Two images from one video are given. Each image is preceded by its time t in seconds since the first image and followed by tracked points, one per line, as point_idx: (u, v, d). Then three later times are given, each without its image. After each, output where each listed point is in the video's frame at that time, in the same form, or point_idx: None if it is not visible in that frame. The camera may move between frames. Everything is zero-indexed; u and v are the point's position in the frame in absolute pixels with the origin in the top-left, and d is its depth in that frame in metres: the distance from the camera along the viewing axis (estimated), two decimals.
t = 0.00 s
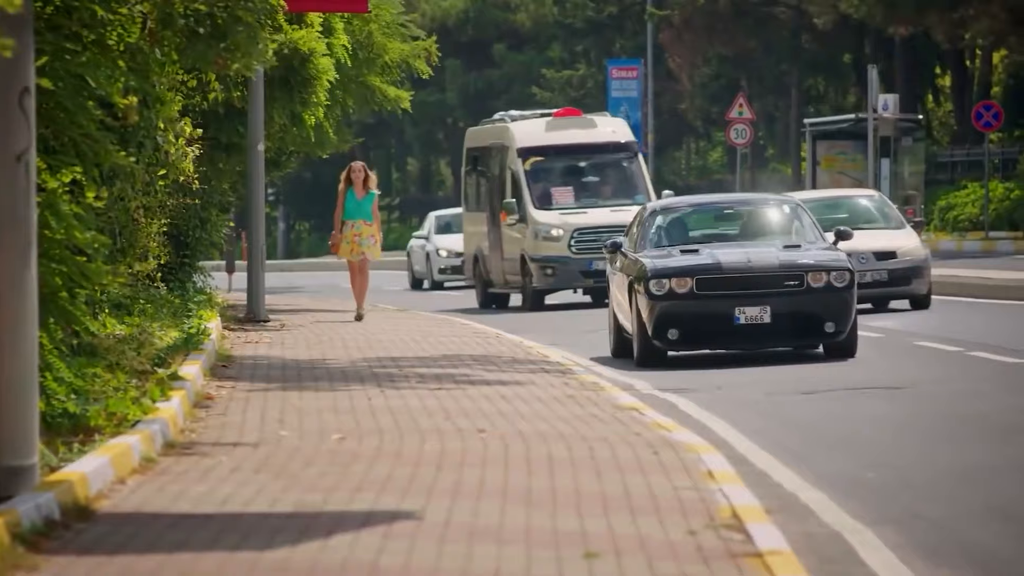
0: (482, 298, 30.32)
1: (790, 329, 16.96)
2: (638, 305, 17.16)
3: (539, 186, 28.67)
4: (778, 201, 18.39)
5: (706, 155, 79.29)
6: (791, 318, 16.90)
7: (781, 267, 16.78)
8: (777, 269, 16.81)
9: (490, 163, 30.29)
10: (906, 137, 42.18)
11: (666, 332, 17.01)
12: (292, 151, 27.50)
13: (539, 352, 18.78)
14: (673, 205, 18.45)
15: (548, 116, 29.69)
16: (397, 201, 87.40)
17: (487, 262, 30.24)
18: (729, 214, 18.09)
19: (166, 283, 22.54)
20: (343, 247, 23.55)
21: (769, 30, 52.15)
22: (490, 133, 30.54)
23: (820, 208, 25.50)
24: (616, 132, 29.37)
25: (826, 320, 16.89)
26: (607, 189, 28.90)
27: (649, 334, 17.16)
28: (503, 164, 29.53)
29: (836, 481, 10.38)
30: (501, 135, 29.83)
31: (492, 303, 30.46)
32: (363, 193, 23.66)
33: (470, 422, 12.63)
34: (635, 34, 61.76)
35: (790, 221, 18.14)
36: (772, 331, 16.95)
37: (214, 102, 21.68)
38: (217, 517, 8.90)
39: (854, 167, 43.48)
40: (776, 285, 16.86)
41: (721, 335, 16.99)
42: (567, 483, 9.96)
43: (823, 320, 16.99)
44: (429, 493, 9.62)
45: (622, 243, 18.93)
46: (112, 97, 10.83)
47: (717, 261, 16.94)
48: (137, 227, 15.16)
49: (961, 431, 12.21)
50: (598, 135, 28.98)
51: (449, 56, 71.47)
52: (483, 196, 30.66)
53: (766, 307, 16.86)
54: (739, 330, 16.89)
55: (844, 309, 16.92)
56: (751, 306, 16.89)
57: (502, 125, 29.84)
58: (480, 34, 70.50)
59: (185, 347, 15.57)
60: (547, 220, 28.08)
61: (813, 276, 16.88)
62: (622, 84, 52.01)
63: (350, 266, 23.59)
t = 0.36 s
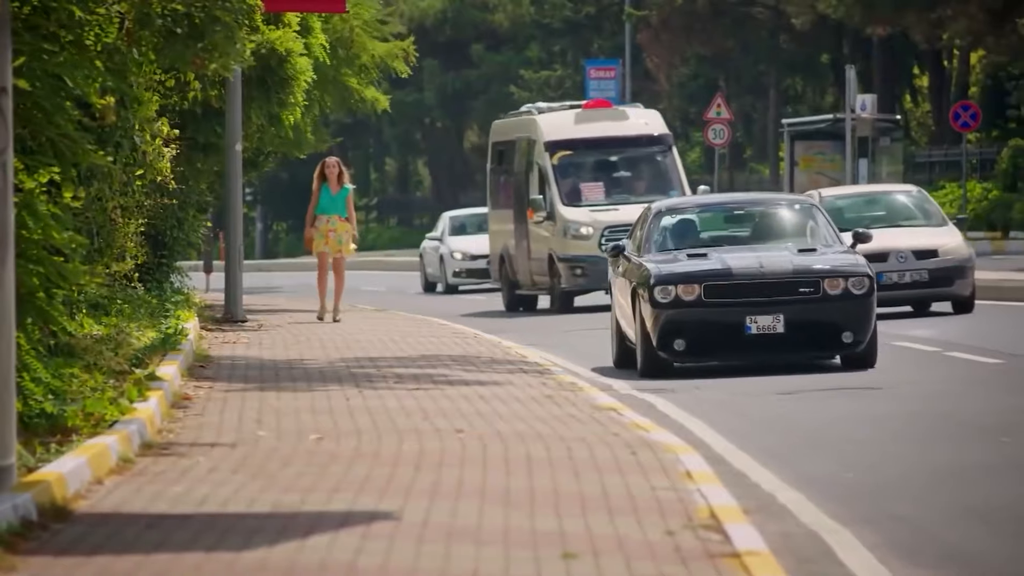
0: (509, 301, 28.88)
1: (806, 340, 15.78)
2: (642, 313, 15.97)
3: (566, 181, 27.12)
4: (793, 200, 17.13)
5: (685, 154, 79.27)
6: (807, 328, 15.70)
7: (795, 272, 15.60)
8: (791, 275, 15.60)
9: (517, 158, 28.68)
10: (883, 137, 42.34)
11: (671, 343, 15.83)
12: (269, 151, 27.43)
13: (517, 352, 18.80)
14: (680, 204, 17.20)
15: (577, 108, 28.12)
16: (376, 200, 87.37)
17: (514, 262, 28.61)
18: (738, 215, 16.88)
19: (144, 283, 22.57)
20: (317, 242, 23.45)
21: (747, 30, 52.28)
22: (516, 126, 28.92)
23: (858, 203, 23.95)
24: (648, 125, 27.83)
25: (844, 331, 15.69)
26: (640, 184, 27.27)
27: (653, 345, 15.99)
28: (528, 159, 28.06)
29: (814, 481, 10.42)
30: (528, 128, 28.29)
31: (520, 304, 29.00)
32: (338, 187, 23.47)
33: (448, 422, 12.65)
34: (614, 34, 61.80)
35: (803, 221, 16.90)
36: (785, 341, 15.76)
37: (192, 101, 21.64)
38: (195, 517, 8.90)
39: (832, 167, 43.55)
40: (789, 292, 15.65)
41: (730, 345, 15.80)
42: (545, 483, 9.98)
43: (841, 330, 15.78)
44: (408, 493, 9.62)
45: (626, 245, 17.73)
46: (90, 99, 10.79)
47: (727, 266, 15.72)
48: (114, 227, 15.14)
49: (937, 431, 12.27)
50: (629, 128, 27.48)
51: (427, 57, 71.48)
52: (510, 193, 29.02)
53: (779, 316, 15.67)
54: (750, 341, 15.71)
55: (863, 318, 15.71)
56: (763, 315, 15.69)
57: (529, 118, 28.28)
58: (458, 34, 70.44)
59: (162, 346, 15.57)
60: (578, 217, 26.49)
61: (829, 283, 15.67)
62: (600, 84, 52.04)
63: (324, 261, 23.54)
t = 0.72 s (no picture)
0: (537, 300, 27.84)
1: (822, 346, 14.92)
2: (647, 317, 15.10)
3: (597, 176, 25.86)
4: (807, 197, 16.25)
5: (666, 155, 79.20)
6: (824, 331, 14.83)
7: (811, 271, 14.78)
8: (806, 274, 14.77)
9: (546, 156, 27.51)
10: (861, 137, 42.48)
11: (678, 348, 14.94)
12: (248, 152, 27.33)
13: (496, 352, 18.82)
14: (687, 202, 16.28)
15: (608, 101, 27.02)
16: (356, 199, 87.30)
17: (542, 262, 27.59)
18: (751, 214, 15.99)
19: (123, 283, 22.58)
20: (290, 241, 23.42)
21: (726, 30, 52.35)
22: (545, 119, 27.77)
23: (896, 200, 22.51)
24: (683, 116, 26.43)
25: (863, 335, 14.85)
26: (674, 179, 25.82)
27: (658, 351, 15.10)
28: (558, 153, 26.87)
29: (792, 481, 10.44)
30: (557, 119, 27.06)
31: (548, 306, 28.02)
32: (313, 185, 23.42)
33: (427, 422, 12.65)
34: (593, 34, 61.80)
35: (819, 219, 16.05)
36: (800, 346, 14.89)
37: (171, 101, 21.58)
38: (173, 518, 8.90)
39: (811, 167, 43.60)
40: (804, 294, 14.80)
41: (741, 351, 14.92)
42: (525, 483, 9.99)
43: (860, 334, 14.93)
44: (387, 493, 9.63)
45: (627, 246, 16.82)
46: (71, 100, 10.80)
47: (738, 266, 14.88)
48: (94, 227, 15.12)
49: (915, 432, 12.29)
50: (661, 120, 26.20)
51: (406, 56, 71.45)
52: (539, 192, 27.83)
53: (793, 319, 14.81)
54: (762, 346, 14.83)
55: (883, 320, 14.88)
56: (777, 318, 14.82)
57: (557, 110, 27.07)
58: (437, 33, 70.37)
59: (141, 347, 15.54)
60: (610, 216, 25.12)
61: (848, 283, 14.83)
62: (579, 84, 52.05)
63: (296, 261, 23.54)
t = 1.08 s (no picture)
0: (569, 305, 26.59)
1: (839, 358, 14.04)
2: (652, 326, 14.29)
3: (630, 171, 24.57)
4: (822, 195, 15.37)
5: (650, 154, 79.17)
6: (841, 343, 13.96)
7: (826, 279, 13.88)
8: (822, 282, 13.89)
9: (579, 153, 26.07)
10: (842, 138, 42.60)
11: (686, 360, 14.12)
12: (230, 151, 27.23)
13: (477, 352, 18.86)
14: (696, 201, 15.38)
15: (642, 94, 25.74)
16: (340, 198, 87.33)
17: (573, 263, 26.28)
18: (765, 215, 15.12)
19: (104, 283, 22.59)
20: (273, 244, 23.37)
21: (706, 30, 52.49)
22: (576, 113, 26.44)
23: (940, 199, 21.79)
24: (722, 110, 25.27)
25: (882, 347, 13.95)
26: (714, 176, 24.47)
27: (664, 363, 14.28)
28: (588, 148, 25.54)
29: (773, 481, 10.47)
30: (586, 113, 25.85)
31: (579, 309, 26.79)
32: (293, 188, 23.40)
33: (408, 422, 12.66)
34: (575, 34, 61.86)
35: (835, 220, 15.17)
36: (816, 359, 14.03)
37: (152, 101, 21.56)
38: (155, 517, 8.91)
39: (793, 167, 43.67)
40: (820, 303, 13.92)
41: (752, 363, 14.08)
42: (506, 483, 10.01)
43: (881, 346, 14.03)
44: (368, 493, 9.64)
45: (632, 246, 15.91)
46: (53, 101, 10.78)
47: (749, 273, 14.02)
48: (75, 227, 15.11)
49: (896, 432, 12.32)
50: (700, 114, 24.96)
51: (388, 55, 71.49)
52: (570, 191, 26.53)
53: (808, 331, 13.93)
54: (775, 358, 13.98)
55: (905, 332, 13.97)
56: (791, 329, 13.95)
57: (588, 103, 25.79)
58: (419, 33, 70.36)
59: (123, 347, 15.54)
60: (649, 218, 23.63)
61: (867, 292, 13.94)
62: (561, 84, 52.07)
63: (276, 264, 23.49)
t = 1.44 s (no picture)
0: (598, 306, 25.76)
1: (854, 369, 13.27)
2: (655, 334, 13.50)
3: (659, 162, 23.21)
4: (834, 195, 14.71)
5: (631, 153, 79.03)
6: (857, 353, 13.18)
7: (843, 286, 13.07)
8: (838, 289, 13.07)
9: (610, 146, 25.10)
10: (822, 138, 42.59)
11: (690, 371, 13.32)
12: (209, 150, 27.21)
13: (459, 352, 18.77)
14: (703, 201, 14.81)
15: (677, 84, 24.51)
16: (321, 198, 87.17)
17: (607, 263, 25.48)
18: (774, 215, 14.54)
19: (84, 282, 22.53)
20: (254, 244, 23.22)
21: (687, 30, 52.50)
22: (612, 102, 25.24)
23: (984, 195, 20.79)
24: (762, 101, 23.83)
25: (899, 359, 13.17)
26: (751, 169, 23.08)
27: (667, 374, 13.47)
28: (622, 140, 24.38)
29: (754, 481, 10.46)
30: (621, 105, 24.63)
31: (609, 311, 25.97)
32: (275, 189, 23.36)
33: (388, 422, 12.64)
34: (556, 33, 61.82)
35: (848, 221, 14.51)
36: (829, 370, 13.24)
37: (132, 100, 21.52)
38: (135, 517, 8.89)
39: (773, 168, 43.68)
40: (835, 312, 13.12)
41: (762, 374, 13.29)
42: (486, 483, 10.01)
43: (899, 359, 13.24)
44: (348, 493, 9.63)
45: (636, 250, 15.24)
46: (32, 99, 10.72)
47: (760, 278, 13.21)
48: (55, 227, 15.05)
49: (875, 432, 12.30)
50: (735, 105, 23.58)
51: (368, 54, 71.43)
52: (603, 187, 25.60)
53: (821, 341, 13.14)
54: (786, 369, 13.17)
55: (925, 343, 13.18)
56: (804, 339, 13.14)
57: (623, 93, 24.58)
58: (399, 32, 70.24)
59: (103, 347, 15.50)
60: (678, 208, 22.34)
61: (885, 300, 13.15)
62: (541, 84, 51.87)
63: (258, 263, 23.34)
